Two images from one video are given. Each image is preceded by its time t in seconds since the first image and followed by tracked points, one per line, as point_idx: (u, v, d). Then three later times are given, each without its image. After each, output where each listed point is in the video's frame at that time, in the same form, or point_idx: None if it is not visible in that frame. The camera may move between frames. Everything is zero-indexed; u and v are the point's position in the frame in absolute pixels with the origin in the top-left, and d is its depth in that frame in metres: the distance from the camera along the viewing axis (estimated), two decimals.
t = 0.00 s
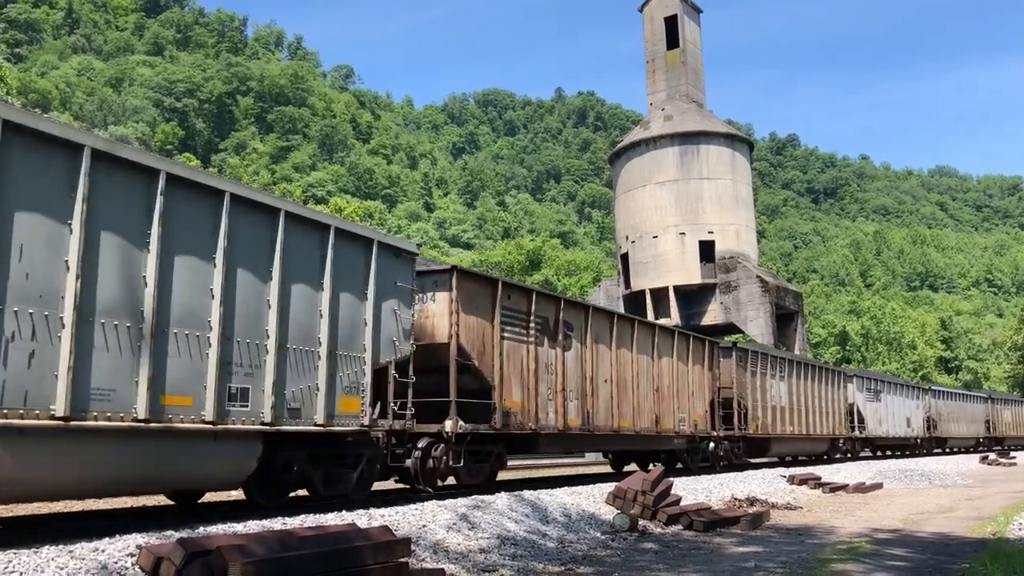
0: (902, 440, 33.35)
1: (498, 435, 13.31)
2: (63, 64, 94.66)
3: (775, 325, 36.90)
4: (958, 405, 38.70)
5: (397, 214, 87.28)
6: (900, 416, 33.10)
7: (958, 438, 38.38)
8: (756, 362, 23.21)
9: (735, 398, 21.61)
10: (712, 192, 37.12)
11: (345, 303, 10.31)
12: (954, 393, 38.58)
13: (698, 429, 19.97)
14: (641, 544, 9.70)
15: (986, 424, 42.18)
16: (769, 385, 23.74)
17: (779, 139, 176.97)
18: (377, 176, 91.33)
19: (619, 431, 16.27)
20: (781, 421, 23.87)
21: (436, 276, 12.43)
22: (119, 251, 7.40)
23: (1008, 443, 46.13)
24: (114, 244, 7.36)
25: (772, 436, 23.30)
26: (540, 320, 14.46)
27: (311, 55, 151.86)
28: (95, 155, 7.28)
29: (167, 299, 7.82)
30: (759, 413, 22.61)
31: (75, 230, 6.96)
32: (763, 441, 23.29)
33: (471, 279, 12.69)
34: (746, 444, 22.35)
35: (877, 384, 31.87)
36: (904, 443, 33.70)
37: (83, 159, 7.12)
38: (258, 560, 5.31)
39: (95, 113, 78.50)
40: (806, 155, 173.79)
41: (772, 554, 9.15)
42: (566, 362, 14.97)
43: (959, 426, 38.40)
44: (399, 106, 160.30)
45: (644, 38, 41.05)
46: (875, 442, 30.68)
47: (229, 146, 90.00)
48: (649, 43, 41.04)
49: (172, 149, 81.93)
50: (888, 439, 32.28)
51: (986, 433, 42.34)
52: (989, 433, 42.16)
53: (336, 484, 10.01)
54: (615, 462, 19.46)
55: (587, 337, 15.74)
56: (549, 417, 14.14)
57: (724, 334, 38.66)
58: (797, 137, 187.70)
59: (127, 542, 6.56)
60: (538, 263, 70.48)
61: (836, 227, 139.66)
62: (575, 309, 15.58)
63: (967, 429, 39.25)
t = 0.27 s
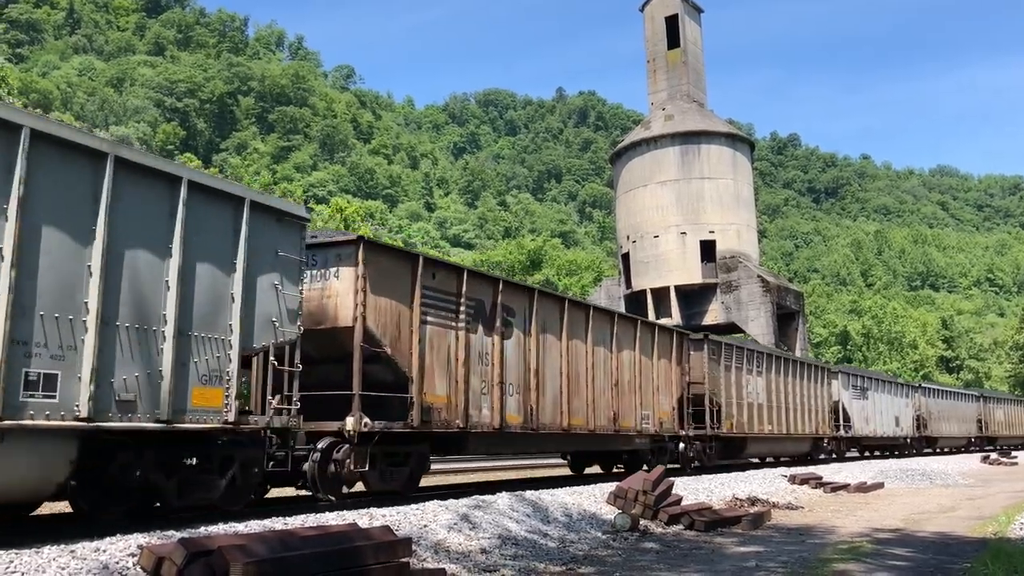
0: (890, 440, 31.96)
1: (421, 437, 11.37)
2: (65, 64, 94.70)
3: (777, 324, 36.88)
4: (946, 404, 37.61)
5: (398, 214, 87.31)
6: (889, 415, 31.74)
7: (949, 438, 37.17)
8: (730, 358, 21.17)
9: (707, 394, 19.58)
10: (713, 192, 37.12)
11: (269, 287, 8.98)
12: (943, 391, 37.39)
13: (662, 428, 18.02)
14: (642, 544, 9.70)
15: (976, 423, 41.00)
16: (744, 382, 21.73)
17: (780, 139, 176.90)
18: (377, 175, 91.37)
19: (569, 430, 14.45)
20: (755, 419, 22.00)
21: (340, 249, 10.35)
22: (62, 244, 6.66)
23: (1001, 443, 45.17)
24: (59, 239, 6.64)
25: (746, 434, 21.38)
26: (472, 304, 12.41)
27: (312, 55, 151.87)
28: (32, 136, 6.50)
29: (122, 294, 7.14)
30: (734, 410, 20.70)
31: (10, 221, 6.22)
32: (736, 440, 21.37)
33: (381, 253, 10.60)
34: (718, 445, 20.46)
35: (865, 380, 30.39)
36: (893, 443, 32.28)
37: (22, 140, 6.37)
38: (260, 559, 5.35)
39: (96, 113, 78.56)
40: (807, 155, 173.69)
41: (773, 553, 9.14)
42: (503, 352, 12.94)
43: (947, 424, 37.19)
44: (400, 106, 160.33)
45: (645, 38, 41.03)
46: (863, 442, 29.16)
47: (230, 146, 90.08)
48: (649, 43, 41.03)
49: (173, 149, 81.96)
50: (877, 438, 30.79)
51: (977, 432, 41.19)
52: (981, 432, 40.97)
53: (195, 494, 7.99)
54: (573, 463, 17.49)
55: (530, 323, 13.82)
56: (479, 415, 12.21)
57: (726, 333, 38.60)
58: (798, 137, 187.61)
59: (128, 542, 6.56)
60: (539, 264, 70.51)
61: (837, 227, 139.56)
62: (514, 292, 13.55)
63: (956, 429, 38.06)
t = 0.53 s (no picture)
0: (877, 440, 30.46)
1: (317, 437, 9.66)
2: (64, 64, 94.62)
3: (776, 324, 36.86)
4: (935, 402, 36.22)
5: (398, 214, 87.31)
6: (875, 414, 30.24)
7: (938, 438, 35.76)
8: (699, 353, 19.37)
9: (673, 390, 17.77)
10: (713, 191, 37.12)
11: (90, 250, 7.12)
12: (932, 389, 35.98)
13: (621, 427, 16.21)
14: (642, 544, 9.69)
15: (968, 423, 39.62)
16: (713, 378, 19.93)
17: (780, 139, 176.85)
18: (377, 175, 91.35)
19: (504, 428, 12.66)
20: (726, 418, 20.16)
21: (205, 211, 8.72)
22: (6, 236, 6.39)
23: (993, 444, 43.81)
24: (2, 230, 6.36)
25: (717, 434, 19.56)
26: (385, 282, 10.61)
27: (311, 55, 151.77)
28: None
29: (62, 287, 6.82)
30: (703, 408, 18.92)
31: None
32: (706, 440, 19.57)
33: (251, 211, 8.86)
34: (687, 444, 18.70)
35: (852, 377, 28.78)
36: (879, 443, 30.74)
37: None
38: (259, 559, 5.36)
39: (96, 113, 78.53)
40: (807, 155, 173.61)
41: (773, 553, 9.13)
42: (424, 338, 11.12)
43: (936, 423, 35.75)
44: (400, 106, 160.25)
45: (644, 37, 41.02)
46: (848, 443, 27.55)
47: (230, 146, 90.06)
48: (649, 43, 41.02)
49: (173, 149, 81.91)
50: (862, 438, 29.21)
51: (968, 432, 39.82)
52: (973, 432, 39.62)
53: None
54: (523, 466, 15.62)
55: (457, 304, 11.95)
56: (394, 410, 10.41)
57: (726, 333, 38.56)
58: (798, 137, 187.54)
59: (128, 542, 6.56)
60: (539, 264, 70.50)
61: (837, 227, 139.48)
62: (442, 271, 11.76)
63: (945, 428, 36.70)
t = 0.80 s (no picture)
0: (860, 441, 29.07)
1: (158, 434, 7.72)
2: (62, 64, 94.60)
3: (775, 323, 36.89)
4: (922, 401, 34.98)
5: (396, 214, 87.31)
6: (858, 413, 28.84)
7: (925, 438, 34.47)
8: (661, 345, 17.49)
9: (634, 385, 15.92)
10: (711, 191, 37.13)
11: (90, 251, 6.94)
12: (917, 387, 34.70)
13: (570, 425, 14.31)
14: (640, 544, 9.69)
15: (956, 422, 38.36)
16: (677, 374, 18.07)
17: (778, 139, 176.94)
18: (376, 175, 91.37)
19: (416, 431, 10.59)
20: (692, 416, 18.28)
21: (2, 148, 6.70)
22: None
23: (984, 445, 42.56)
24: None
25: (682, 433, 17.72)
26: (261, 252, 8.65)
27: (310, 55, 151.75)
28: None
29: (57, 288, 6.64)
30: (665, 405, 17.07)
31: None
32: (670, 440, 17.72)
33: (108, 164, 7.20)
34: (649, 445, 16.93)
35: (833, 375, 27.29)
36: (863, 443, 29.32)
37: None
38: (257, 559, 5.36)
39: (94, 113, 78.61)
40: (806, 155, 173.68)
41: (771, 553, 9.14)
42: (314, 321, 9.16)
43: (921, 422, 34.45)
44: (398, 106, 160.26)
45: (643, 37, 41.03)
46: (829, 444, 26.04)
47: (228, 146, 90.10)
48: (647, 43, 41.03)
49: (171, 148, 81.97)
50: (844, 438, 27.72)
51: (957, 432, 38.60)
52: (962, 432, 38.38)
53: None
54: (461, 471, 13.71)
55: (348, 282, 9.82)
56: (268, 406, 8.46)
57: (725, 332, 38.62)
58: (796, 137, 187.60)
59: (126, 542, 6.55)
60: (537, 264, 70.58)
61: (835, 226, 139.55)
62: (337, 241, 9.77)
63: (932, 429, 35.46)
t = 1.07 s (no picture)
0: (844, 441, 27.87)
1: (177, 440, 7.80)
2: (62, 64, 94.61)
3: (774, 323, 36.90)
4: (909, 400, 33.89)
5: (396, 214, 87.30)
6: (840, 412, 27.68)
7: (913, 438, 33.27)
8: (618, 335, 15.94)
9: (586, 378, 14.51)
10: (711, 191, 37.15)
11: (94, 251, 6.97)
12: (904, 385, 33.58)
13: (507, 423, 12.70)
14: (640, 544, 9.70)
15: (945, 422, 37.26)
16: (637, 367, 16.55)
17: (777, 139, 177.03)
18: (375, 175, 91.39)
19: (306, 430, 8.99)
20: (654, 413, 16.74)
21: None
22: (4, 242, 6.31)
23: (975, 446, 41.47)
24: None
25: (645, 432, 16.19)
26: (172, 232, 7.74)
27: (310, 55, 151.76)
28: None
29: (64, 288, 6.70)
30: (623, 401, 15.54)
31: None
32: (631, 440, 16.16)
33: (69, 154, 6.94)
34: (609, 446, 15.39)
35: (814, 371, 26.13)
36: (847, 444, 28.09)
37: None
38: (256, 558, 5.37)
39: (94, 113, 78.59)
40: (805, 155, 173.74)
41: (770, 553, 9.16)
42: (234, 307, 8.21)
43: (909, 421, 33.26)
44: (398, 106, 160.25)
45: (643, 37, 41.03)
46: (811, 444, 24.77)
47: (228, 146, 90.12)
48: (646, 43, 41.05)
49: (171, 148, 82.09)
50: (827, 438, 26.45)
51: (946, 432, 37.47)
52: (952, 432, 37.25)
53: None
54: (386, 477, 12.08)
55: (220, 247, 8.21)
56: (189, 401, 7.68)
57: (724, 332, 38.65)
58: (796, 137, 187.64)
59: (125, 543, 6.58)
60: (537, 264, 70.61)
61: (835, 226, 139.63)
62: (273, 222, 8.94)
63: (920, 428, 34.31)
